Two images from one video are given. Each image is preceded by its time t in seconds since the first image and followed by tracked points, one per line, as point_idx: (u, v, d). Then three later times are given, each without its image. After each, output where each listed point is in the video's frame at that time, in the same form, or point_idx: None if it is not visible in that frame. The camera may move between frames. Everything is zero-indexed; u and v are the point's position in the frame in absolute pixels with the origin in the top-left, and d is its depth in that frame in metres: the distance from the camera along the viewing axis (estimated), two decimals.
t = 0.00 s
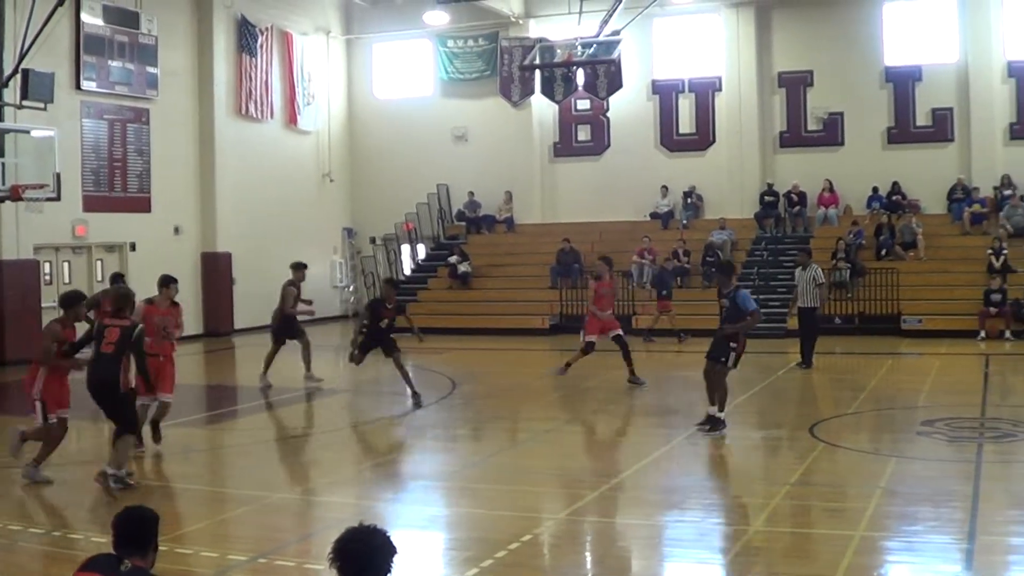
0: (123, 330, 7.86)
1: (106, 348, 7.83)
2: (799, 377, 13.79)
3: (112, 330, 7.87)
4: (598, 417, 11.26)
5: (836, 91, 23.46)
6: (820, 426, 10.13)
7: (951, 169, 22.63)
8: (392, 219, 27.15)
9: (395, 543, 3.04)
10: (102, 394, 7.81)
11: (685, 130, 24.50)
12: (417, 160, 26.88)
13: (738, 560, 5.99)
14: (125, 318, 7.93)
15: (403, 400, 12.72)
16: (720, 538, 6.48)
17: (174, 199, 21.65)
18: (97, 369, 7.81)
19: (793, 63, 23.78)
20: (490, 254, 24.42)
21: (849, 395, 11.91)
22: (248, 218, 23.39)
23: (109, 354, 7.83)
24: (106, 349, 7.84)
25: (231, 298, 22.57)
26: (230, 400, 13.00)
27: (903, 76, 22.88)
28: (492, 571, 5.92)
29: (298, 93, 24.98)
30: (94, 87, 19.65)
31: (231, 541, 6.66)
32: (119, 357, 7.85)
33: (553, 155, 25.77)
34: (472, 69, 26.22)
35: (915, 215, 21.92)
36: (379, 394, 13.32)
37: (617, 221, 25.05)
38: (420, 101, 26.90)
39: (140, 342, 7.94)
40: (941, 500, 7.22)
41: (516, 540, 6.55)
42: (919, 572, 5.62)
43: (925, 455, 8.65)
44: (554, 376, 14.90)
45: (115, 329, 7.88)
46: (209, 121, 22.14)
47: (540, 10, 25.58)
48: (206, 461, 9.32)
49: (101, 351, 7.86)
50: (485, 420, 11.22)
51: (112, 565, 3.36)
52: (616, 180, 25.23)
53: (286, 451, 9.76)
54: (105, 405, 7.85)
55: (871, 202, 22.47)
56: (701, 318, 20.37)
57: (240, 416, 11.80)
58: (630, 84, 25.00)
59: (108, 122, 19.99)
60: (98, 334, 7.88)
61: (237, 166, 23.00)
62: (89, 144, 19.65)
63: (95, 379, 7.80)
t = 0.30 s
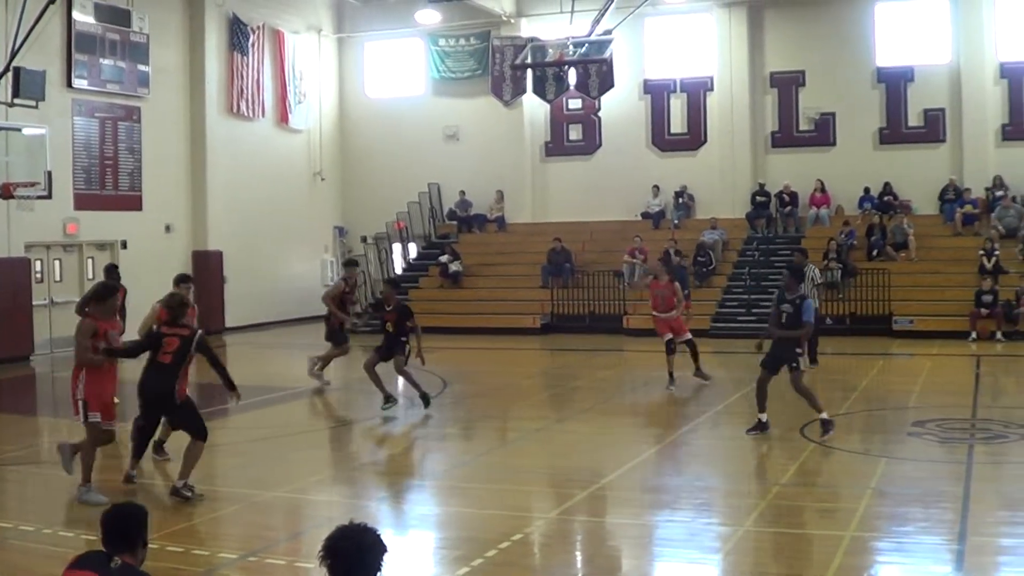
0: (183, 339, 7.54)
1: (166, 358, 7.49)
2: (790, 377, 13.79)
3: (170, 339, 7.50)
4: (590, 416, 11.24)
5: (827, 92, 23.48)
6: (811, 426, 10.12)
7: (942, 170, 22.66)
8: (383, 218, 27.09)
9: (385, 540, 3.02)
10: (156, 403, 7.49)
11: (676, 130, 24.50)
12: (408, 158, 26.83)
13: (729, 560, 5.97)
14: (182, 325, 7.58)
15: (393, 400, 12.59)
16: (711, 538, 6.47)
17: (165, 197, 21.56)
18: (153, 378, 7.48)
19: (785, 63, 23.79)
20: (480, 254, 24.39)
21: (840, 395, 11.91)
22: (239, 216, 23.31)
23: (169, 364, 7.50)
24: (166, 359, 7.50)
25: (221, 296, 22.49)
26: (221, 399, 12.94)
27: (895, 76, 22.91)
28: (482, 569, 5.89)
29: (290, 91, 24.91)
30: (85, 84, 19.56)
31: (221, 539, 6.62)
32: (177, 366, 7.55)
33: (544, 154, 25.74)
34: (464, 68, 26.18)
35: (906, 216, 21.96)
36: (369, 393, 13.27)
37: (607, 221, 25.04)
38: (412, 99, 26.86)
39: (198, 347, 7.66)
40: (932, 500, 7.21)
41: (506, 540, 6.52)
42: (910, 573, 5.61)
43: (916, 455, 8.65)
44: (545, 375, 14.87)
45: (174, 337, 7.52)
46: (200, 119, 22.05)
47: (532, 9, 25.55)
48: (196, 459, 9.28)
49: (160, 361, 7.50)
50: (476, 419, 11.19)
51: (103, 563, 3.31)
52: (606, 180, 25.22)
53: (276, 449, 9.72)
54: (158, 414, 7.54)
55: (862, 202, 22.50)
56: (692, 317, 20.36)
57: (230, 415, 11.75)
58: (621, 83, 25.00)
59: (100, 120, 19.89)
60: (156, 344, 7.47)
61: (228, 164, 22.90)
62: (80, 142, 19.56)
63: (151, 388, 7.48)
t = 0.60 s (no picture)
0: (262, 331, 6.79)
1: (248, 355, 6.74)
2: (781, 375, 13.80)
3: (248, 332, 6.73)
4: (582, 414, 11.23)
5: (820, 90, 23.51)
6: (804, 424, 10.12)
7: (935, 168, 22.69)
8: (375, 216, 27.03)
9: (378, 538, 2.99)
10: (237, 404, 6.73)
11: (669, 128, 24.50)
12: (402, 155, 26.78)
13: (721, 558, 5.96)
14: (255, 315, 6.83)
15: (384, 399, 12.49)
16: (704, 535, 6.45)
17: (158, 194, 21.48)
18: (234, 375, 6.71)
19: (778, 61, 23.80)
20: (473, 251, 24.36)
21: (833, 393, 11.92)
22: (232, 214, 23.24)
23: (252, 361, 6.75)
24: (248, 355, 6.74)
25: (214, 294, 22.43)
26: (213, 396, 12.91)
27: (888, 74, 22.94)
28: (474, 567, 5.87)
29: (283, 88, 24.84)
30: (79, 81, 19.49)
31: (213, 536, 6.58)
32: (261, 363, 6.81)
33: (537, 152, 25.72)
34: (457, 65, 26.16)
35: (898, 213, 22.00)
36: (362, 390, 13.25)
37: (600, 219, 25.05)
38: (404, 97, 26.82)
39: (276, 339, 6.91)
40: (925, 499, 7.21)
41: (498, 537, 6.50)
42: (903, 571, 5.61)
43: (908, 453, 8.65)
44: (538, 373, 14.87)
45: (252, 331, 6.75)
46: (193, 116, 21.97)
47: (526, 6, 25.52)
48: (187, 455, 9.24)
49: (241, 359, 6.73)
50: (469, 417, 11.17)
51: (96, 561, 3.28)
52: (599, 178, 25.22)
53: (268, 446, 9.69)
54: (234, 416, 6.77)
55: (855, 200, 22.53)
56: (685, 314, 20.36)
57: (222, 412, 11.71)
58: (614, 81, 24.98)
59: (93, 116, 19.82)
60: (233, 339, 6.70)
61: (221, 161, 22.84)
62: (73, 138, 19.48)
63: (233, 387, 6.72)
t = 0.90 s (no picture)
0: (375, 340, 6.23)
1: (366, 366, 6.17)
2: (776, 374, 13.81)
3: (363, 342, 6.16)
4: (576, 412, 11.21)
5: (815, 89, 23.51)
6: (797, 423, 10.12)
7: (929, 168, 22.72)
8: (369, 213, 26.99)
9: (370, 536, 2.97)
10: (355, 419, 6.17)
11: (664, 127, 24.49)
12: (396, 152, 26.74)
13: (714, 557, 5.94)
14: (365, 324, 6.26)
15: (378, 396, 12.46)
16: (697, 534, 6.44)
17: (153, 190, 21.41)
18: (356, 390, 6.15)
19: (773, 60, 23.79)
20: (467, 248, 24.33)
21: (827, 392, 11.92)
22: (226, 210, 23.17)
23: (369, 372, 6.19)
24: (365, 367, 6.18)
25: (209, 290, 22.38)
26: (207, 392, 12.87)
27: (883, 74, 22.95)
28: (468, 564, 5.85)
29: (278, 85, 24.78)
30: (74, 77, 19.43)
31: (206, 533, 6.55)
32: (376, 375, 6.25)
33: (532, 150, 25.71)
34: (452, 63, 26.13)
35: (893, 213, 22.01)
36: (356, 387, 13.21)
37: (595, 217, 25.02)
38: (399, 94, 26.79)
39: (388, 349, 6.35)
40: (918, 498, 7.21)
41: (491, 535, 6.48)
42: (895, 571, 5.59)
43: (902, 453, 8.65)
44: (532, 371, 14.85)
45: (366, 341, 6.19)
46: (188, 112, 21.90)
47: (521, 4, 25.50)
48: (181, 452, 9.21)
49: (359, 371, 6.16)
50: (462, 414, 11.15)
51: (89, 556, 3.26)
52: (595, 176, 25.20)
53: (261, 443, 9.66)
54: (347, 437, 6.20)
55: (849, 199, 22.54)
56: (679, 313, 20.35)
57: (215, 408, 11.67)
58: (609, 79, 24.96)
59: (88, 112, 19.76)
60: (351, 351, 6.12)
61: (216, 157, 22.77)
62: (67, 134, 19.42)
63: (354, 400, 6.15)
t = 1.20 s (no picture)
0: (485, 340, 5.89)
1: (482, 369, 5.83)
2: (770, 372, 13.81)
3: (475, 343, 5.82)
4: (571, 411, 11.19)
5: (809, 88, 23.53)
6: (791, 422, 10.11)
7: (923, 167, 22.75)
8: (364, 212, 26.96)
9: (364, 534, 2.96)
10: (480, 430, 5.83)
11: (659, 125, 24.49)
12: (391, 150, 26.71)
13: (709, 556, 5.94)
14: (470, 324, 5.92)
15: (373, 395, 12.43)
16: (692, 533, 6.43)
17: (147, 189, 21.35)
18: (480, 400, 5.80)
19: (767, 59, 23.81)
20: (462, 246, 24.30)
21: (822, 391, 11.91)
22: (221, 209, 23.11)
23: (486, 375, 5.85)
24: (481, 371, 5.83)
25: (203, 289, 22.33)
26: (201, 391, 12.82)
27: (878, 72, 22.97)
28: (463, 563, 5.84)
29: (272, 83, 24.73)
30: (68, 76, 19.37)
31: (202, 531, 6.52)
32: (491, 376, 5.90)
33: (526, 149, 25.73)
34: (447, 61, 26.12)
35: (887, 212, 22.02)
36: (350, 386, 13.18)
37: (591, 216, 25.01)
38: (394, 92, 26.76)
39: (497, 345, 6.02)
40: (914, 497, 7.20)
41: (487, 533, 6.46)
42: (890, 569, 5.59)
43: (898, 451, 8.65)
44: (526, 369, 14.83)
45: (477, 342, 5.84)
46: (182, 112, 21.85)
47: (516, 3, 25.51)
48: (175, 451, 9.17)
49: (476, 376, 5.81)
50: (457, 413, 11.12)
51: (85, 554, 3.23)
52: (590, 175, 25.18)
53: (256, 442, 9.63)
54: (474, 446, 5.85)
55: (844, 197, 22.55)
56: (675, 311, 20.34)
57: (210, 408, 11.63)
58: (604, 77, 24.96)
59: (83, 111, 19.71)
60: (464, 357, 5.77)
61: (211, 156, 22.71)
62: (62, 133, 19.36)
63: (479, 410, 5.80)
